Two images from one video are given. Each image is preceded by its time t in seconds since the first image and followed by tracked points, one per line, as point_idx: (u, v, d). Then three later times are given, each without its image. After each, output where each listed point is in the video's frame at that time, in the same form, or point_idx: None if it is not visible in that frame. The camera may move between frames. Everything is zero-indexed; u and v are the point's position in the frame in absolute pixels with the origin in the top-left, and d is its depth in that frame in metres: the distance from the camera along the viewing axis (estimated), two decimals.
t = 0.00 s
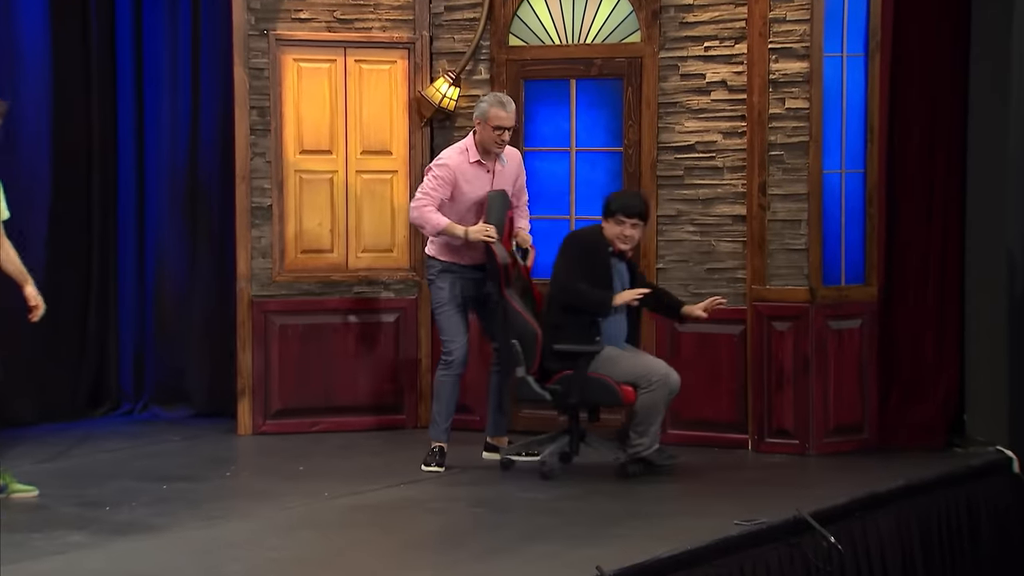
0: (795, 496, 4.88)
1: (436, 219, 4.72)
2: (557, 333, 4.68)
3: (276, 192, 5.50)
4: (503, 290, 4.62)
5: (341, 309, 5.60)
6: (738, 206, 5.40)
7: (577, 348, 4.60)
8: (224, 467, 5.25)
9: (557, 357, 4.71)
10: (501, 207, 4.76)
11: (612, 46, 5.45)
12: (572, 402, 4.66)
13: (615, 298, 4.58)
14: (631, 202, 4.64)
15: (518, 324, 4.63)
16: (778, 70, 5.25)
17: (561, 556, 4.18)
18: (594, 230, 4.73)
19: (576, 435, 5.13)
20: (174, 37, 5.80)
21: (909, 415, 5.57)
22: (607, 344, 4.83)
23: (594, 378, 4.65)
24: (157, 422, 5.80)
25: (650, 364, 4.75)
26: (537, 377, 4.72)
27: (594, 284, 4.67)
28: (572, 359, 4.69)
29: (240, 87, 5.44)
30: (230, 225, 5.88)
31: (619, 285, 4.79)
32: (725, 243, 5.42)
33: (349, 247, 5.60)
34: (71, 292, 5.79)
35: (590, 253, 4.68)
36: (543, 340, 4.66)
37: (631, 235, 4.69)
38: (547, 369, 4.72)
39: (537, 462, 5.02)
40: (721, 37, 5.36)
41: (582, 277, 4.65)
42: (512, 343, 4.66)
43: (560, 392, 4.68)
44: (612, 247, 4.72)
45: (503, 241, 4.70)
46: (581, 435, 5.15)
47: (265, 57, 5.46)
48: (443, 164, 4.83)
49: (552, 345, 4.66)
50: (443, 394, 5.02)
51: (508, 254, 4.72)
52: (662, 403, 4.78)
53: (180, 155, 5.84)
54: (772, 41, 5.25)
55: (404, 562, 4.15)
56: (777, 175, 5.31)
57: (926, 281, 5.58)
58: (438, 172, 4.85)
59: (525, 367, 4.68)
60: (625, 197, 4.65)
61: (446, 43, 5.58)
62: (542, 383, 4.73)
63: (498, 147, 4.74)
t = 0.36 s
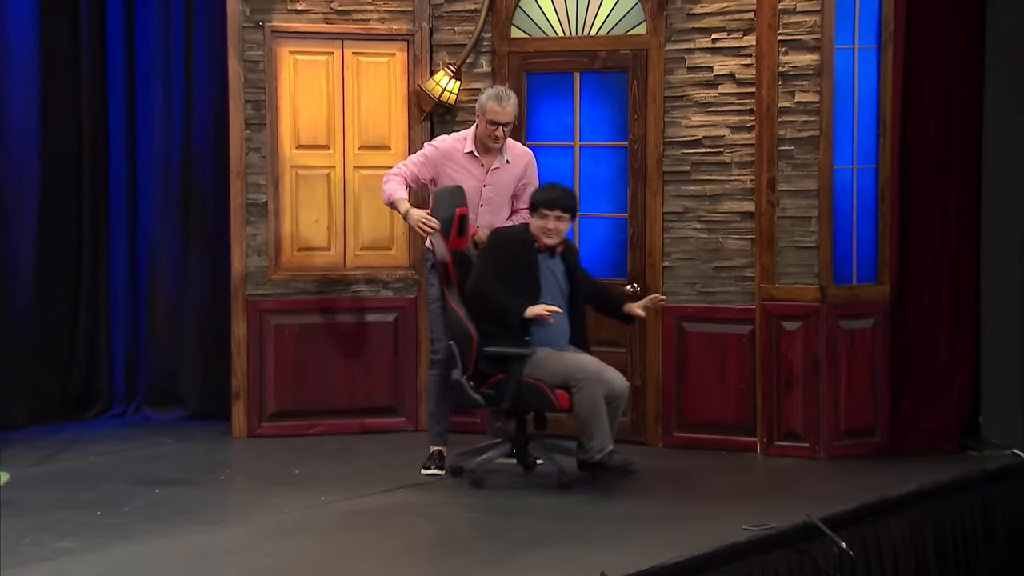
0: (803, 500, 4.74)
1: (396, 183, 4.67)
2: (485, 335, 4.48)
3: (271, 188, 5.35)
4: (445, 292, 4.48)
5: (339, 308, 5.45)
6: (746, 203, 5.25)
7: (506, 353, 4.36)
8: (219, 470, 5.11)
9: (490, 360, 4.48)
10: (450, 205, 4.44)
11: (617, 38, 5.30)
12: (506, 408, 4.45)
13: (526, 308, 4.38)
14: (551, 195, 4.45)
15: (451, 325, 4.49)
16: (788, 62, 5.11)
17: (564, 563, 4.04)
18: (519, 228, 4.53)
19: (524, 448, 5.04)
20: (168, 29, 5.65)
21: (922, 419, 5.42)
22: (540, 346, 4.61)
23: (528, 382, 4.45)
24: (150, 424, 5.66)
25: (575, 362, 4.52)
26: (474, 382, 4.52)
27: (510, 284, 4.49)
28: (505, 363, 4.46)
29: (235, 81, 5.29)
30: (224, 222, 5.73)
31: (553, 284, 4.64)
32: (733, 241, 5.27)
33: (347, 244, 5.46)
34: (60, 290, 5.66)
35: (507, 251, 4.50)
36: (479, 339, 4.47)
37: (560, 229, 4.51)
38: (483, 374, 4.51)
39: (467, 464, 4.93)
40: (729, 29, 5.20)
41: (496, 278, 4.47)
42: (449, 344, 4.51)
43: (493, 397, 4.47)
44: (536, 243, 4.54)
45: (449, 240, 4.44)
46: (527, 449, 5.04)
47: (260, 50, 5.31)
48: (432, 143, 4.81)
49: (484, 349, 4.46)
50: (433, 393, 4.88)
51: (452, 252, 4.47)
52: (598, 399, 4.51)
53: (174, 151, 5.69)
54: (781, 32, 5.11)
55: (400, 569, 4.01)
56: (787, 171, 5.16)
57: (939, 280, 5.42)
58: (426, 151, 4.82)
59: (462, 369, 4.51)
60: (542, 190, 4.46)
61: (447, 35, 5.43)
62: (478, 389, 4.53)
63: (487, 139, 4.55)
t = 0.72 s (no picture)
0: (834, 497, 4.60)
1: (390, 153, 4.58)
2: (439, 331, 4.33)
3: (288, 176, 5.24)
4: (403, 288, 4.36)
5: (357, 300, 5.33)
6: (775, 191, 5.11)
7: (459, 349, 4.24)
8: (234, 465, 4.99)
9: (446, 356, 4.33)
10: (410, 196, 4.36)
11: (643, 23, 5.16)
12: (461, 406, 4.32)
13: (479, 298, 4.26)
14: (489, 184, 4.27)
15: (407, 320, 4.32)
16: (819, 47, 4.98)
17: (589, 561, 3.92)
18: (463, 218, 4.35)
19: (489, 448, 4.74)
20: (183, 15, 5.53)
21: (958, 412, 5.27)
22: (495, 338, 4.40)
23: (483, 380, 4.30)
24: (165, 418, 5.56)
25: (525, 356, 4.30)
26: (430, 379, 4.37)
27: (457, 279, 4.32)
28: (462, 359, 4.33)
29: (251, 67, 5.17)
30: (240, 212, 5.62)
31: (502, 271, 4.41)
32: (761, 231, 5.13)
33: (365, 234, 5.34)
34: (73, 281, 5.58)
35: (451, 245, 4.31)
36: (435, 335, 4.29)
37: (500, 215, 4.31)
38: (439, 371, 4.36)
39: (422, 462, 4.73)
40: (757, 13, 5.07)
41: (442, 274, 4.30)
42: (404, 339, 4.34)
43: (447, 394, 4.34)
44: (475, 232, 4.33)
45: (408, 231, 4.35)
46: (492, 450, 4.73)
47: (277, 35, 5.19)
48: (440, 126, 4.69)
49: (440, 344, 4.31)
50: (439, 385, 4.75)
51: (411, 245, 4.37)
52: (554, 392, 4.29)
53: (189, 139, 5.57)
54: (812, 16, 4.97)
55: (421, 566, 3.89)
56: (817, 158, 5.03)
57: (975, 270, 5.28)
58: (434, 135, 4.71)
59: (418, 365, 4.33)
60: (476, 177, 4.30)
61: (468, 19, 5.30)
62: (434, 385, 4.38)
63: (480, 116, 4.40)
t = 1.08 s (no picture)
0: (892, 496, 4.45)
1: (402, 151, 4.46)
2: (427, 331, 4.12)
3: (328, 166, 5.12)
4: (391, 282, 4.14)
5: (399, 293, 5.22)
6: (829, 181, 4.94)
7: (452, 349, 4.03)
8: (275, 462, 4.89)
9: (436, 356, 4.14)
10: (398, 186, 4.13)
11: (693, 8, 5.02)
12: (452, 408, 4.12)
13: (466, 299, 4.09)
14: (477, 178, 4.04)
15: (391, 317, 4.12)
16: (876, 32, 4.82)
17: (641, 561, 3.78)
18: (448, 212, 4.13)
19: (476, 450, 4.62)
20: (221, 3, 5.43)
21: None
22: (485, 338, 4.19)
23: (477, 381, 4.10)
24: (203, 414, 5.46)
25: (529, 367, 4.11)
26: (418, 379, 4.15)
27: (445, 277, 4.10)
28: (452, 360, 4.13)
29: (291, 55, 5.06)
30: (280, 204, 5.51)
31: (488, 268, 4.20)
32: (814, 222, 4.97)
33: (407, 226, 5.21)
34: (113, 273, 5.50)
35: (439, 242, 4.09)
36: (425, 335, 4.08)
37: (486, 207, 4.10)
38: (427, 371, 4.15)
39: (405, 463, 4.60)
40: None
41: (430, 272, 4.09)
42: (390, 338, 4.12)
43: (439, 395, 4.13)
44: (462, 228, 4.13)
45: (399, 222, 4.12)
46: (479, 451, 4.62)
47: (317, 22, 5.07)
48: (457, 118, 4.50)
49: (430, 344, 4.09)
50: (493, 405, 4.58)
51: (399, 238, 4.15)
52: (565, 403, 4.08)
53: (228, 129, 5.48)
54: None
55: (469, 565, 3.76)
56: (873, 147, 4.86)
57: None
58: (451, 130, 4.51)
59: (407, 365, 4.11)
60: (463, 168, 4.06)
61: (513, 5, 5.15)
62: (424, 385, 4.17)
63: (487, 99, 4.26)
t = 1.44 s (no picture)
0: (967, 500, 4.29)
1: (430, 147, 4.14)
2: (441, 333, 3.82)
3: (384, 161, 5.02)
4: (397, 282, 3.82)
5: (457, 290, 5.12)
6: (899, 175, 4.78)
7: (469, 350, 3.71)
8: (330, 462, 4.79)
9: (450, 358, 3.83)
10: (400, 183, 3.83)
11: None
12: (469, 413, 3.82)
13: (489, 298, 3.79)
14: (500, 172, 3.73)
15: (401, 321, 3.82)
16: (949, 21, 4.66)
17: (711, 564, 3.65)
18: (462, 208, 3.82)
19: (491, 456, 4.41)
20: None
21: None
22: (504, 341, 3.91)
23: (495, 384, 3.81)
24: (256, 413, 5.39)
25: (551, 370, 3.80)
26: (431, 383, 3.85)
27: (461, 276, 3.80)
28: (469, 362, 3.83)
29: (347, 46, 4.97)
30: (334, 199, 5.42)
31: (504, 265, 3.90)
32: (884, 218, 4.81)
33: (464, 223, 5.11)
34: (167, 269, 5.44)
35: (451, 240, 3.78)
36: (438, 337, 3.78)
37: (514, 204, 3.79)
38: (440, 374, 3.85)
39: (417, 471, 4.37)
40: None
41: (444, 271, 3.78)
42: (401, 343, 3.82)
43: (454, 400, 3.83)
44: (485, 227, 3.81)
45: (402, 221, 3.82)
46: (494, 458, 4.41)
47: (373, 14, 4.98)
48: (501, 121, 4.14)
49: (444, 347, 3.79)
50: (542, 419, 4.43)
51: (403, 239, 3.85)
52: (591, 408, 3.76)
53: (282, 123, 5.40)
54: None
55: (534, 567, 3.65)
56: (946, 140, 4.70)
57: None
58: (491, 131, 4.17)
59: (419, 369, 3.82)
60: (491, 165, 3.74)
61: None
62: (438, 389, 3.87)
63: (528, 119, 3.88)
